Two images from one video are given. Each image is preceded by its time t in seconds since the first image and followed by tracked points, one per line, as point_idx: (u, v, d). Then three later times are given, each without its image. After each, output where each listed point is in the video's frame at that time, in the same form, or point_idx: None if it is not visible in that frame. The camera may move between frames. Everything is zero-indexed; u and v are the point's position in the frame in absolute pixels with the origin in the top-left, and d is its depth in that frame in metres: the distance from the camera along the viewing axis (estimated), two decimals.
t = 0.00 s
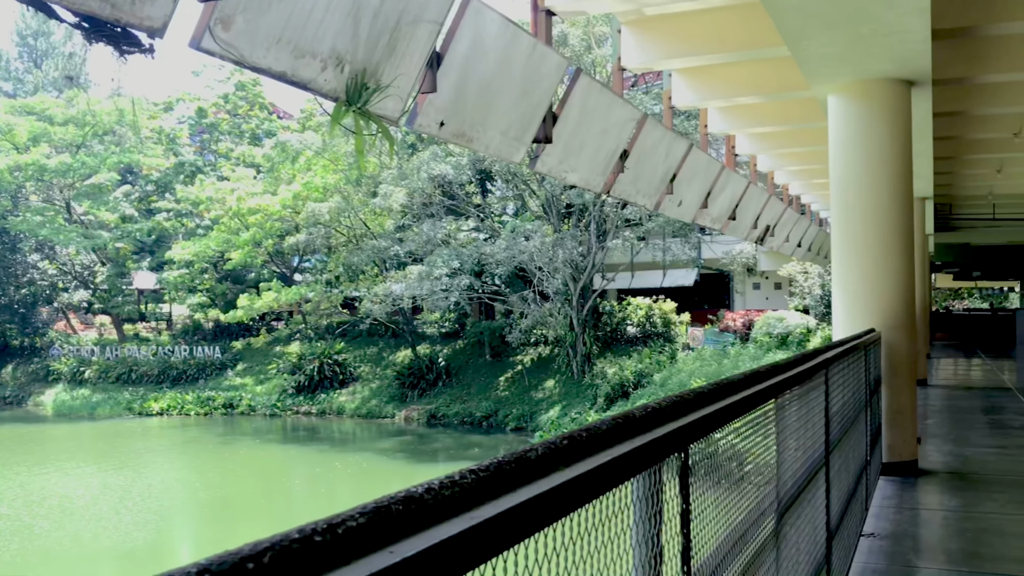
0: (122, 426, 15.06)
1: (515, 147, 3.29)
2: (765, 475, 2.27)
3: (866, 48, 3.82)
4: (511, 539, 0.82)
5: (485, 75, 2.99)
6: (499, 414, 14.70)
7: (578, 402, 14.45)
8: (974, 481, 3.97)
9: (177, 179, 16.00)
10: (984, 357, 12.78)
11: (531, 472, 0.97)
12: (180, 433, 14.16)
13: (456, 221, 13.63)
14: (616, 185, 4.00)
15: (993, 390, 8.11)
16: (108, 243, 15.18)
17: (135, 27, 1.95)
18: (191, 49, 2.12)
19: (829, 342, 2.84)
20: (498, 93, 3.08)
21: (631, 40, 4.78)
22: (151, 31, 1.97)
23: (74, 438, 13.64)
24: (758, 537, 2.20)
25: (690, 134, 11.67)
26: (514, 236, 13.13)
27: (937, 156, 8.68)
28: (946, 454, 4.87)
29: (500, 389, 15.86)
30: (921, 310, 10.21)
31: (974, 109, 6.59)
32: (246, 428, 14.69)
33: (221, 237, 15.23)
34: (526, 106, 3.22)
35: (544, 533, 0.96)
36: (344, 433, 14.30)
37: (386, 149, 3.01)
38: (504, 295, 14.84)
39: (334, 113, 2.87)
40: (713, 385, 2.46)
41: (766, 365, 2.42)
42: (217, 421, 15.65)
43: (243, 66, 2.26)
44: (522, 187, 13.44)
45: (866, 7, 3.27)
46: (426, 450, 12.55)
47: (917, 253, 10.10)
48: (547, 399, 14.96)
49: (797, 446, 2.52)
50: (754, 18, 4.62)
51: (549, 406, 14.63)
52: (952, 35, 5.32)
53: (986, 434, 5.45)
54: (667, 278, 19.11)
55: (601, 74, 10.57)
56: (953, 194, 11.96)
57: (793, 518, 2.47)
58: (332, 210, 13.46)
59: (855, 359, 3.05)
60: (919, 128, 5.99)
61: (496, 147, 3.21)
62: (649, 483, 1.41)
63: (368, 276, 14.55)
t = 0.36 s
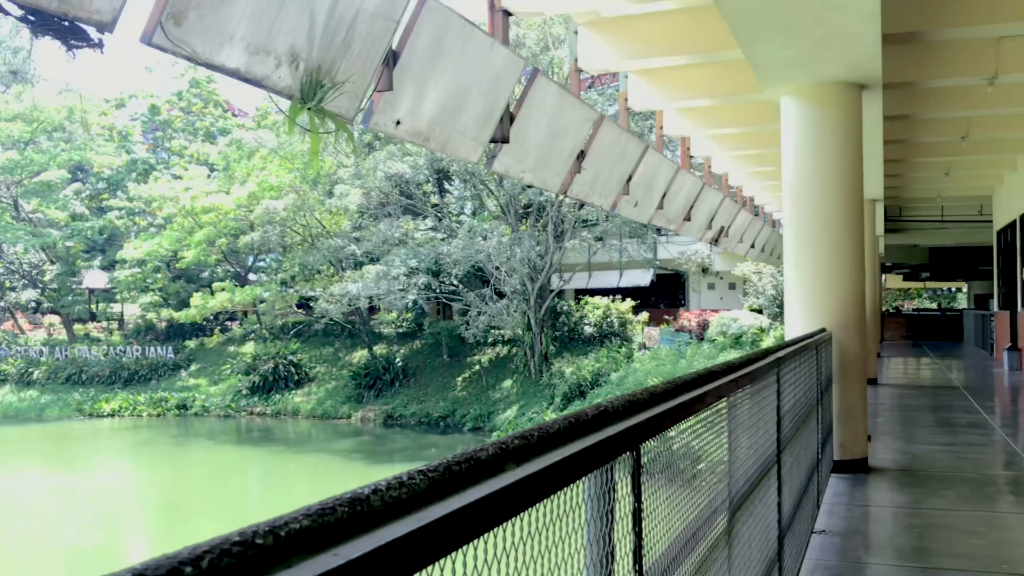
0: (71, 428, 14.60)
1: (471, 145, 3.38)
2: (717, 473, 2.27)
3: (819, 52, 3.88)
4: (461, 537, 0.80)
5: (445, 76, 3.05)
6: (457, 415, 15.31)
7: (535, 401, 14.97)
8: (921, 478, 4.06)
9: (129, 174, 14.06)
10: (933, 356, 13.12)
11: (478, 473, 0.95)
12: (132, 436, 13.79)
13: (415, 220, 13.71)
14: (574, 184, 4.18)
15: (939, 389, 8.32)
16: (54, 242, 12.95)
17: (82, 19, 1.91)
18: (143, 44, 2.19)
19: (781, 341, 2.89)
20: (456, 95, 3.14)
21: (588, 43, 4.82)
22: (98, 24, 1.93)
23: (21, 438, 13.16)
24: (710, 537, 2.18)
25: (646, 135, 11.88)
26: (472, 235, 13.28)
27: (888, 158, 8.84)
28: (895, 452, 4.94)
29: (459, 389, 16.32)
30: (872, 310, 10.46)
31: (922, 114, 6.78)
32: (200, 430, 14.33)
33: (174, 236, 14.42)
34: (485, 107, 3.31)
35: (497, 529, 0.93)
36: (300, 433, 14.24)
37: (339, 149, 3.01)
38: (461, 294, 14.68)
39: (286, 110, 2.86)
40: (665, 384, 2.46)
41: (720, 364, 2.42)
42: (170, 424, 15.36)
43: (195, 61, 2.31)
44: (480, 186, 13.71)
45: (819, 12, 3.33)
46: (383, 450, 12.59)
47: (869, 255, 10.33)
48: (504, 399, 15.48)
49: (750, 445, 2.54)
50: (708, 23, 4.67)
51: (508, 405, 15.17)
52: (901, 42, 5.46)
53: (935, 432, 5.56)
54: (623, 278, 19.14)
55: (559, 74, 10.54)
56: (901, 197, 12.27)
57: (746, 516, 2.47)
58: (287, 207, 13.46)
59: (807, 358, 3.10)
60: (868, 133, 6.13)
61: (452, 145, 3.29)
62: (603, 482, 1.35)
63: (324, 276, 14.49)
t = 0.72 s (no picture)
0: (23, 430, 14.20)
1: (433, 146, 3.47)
2: (674, 471, 2.24)
3: (776, 56, 3.93)
4: (411, 538, 0.76)
5: (405, 74, 3.11)
6: (419, 415, 15.16)
7: (496, 401, 14.93)
8: (875, 476, 4.12)
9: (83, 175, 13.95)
10: (889, 356, 13.34)
11: (434, 472, 0.92)
12: (87, 437, 13.48)
13: (375, 220, 13.57)
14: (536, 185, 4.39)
15: (893, 388, 8.45)
16: None
17: (33, 14, 1.88)
18: (96, 40, 2.26)
19: (737, 341, 2.92)
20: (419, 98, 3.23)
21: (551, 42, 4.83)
22: (50, 18, 1.90)
23: None
24: (666, 538, 2.13)
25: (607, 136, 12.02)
26: (434, 234, 13.05)
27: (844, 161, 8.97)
28: (851, 450, 5.01)
29: (420, 390, 16.13)
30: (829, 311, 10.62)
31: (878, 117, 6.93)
32: (156, 432, 14.02)
33: (130, 234, 14.10)
34: (447, 108, 3.40)
35: (451, 529, 0.89)
36: (258, 434, 14.12)
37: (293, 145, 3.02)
38: (421, 294, 14.37)
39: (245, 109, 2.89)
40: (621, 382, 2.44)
41: (676, 364, 2.41)
42: (127, 425, 15.04)
43: (151, 57, 2.36)
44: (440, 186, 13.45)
45: (775, 16, 3.38)
46: (343, 450, 12.57)
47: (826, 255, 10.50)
48: (466, 398, 15.38)
49: (706, 443, 2.55)
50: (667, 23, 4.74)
51: (469, 406, 15.08)
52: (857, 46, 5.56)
53: (889, 430, 5.65)
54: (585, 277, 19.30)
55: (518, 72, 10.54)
56: (856, 199, 12.51)
57: (701, 514, 2.46)
58: (247, 205, 13.65)
59: (762, 359, 3.16)
60: (825, 136, 6.24)
61: (412, 145, 3.35)
62: (560, 480, 1.30)
63: (285, 276, 14.20)
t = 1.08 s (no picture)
0: None
1: (386, 145, 3.55)
2: (627, 470, 2.21)
3: (729, 59, 3.98)
4: (357, 541, 0.74)
5: (355, 75, 3.20)
6: (373, 417, 15.08)
7: (452, 402, 14.95)
8: (825, 475, 4.19)
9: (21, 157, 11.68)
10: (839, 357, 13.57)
11: (385, 474, 0.89)
12: (33, 440, 13.05)
13: (329, 220, 13.52)
14: (491, 185, 4.66)
15: (843, 388, 8.59)
16: None
17: None
18: (43, 34, 2.22)
19: (689, 342, 2.96)
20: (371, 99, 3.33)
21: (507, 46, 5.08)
22: None
23: None
24: (617, 536, 2.08)
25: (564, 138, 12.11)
26: (390, 235, 13.06)
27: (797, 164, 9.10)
28: (801, 449, 5.09)
29: (375, 392, 16.05)
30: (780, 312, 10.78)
31: (829, 122, 7.07)
32: (105, 434, 13.64)
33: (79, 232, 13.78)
34: (398, 108, 3.49)
35: (402, 534, 0.87)
36: (209, 437, 13.88)
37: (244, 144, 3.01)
38: (376, 295, 14.51)
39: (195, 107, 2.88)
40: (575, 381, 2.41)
41: (628, 364, 2.39)
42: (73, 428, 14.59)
43: (100, 51, 2.36)
44: (396, 189, 13.29)
45: (728, 20, 3.42)
46: (295, 453, 12.50)
47: (777, 257, 10.68)
48: (420, 400, 15.25)
49: (659, 442, 2.55)
50: (620, 25, 4.89)
51: (423, 408, 14.91)
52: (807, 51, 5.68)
53: (838, 430, 5.74)
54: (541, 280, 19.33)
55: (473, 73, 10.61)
56: (808, 203, 12.78)
57: (653, 514, 2.45)
58: (199, 204, 13.46)
59: (714, 358, 3.20)
60: (777, 140, 6.33)
61: (365, 143, 3.43)
62: (511, 482, 1.27)
63: (236, 277, 14.09)
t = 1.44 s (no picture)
0: None
1: (347, 146, 3.58)
2: (584, 473, 2.11)
3: (689, 64, 4.01)
4: (311, 548, 0.72)
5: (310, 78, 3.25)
6: (329, 421, 15.19)
7: (410, 405, 15.33)
8: (782, 477, 4.23)
9: None
10: (792, 360, 13.78)
11: (340, 478, 0.88)
12: None
13: (286, 221, 13.81)
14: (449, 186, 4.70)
15: (797, 391, 8.70)
16: None
17: None
18: None
19: (646, 344, 2.98)
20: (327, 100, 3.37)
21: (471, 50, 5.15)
22: None
23: None
24: (576, 536, 1.97)
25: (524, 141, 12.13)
26: (348, 237, 13.51)
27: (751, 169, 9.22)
28: (756, 451, 5.14)
29: (331, 395, 16.20)
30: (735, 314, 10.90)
31: (784, 127, 7.17)
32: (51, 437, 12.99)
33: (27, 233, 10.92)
34: (355, 111, 3.58)
35: (360, 535, 0.85)
36: (163, 440, 13.51)
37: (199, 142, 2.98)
38: (334, 298, 14.57)
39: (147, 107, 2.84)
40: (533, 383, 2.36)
41: (586, 365, 2.36)
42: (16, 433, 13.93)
43: (49, 50, 2.34)
44: (353, 189, 13.57)
45: (687, 24, 3.44)
46: (251, 457, 12.46)
47: (732, 262, 10.82)
48: (377, 404, 15.60)
49: (617, 444, 2.53)
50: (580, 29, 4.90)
51: (381, 410, 15.33)
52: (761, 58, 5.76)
53: (791, 432, 5.81)
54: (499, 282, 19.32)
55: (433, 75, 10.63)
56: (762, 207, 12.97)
57: (611, 516, 2.39)
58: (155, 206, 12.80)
59: (669, 361, 3.24)
60: (734, 144, 6.38)
61: (320, 145, 3.45)
62: (467, 485, 1.22)
63: (191, 279, 13.81)
